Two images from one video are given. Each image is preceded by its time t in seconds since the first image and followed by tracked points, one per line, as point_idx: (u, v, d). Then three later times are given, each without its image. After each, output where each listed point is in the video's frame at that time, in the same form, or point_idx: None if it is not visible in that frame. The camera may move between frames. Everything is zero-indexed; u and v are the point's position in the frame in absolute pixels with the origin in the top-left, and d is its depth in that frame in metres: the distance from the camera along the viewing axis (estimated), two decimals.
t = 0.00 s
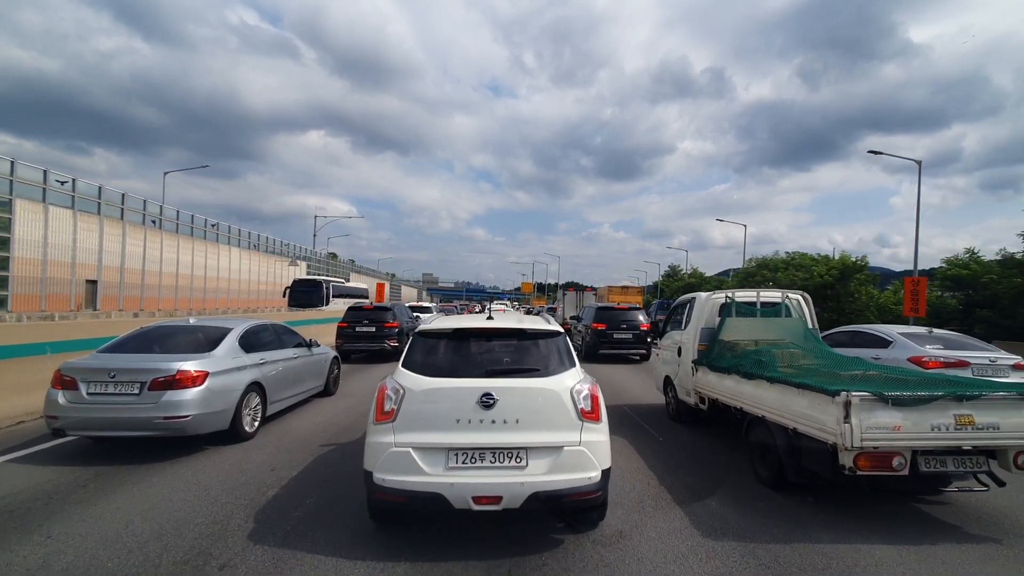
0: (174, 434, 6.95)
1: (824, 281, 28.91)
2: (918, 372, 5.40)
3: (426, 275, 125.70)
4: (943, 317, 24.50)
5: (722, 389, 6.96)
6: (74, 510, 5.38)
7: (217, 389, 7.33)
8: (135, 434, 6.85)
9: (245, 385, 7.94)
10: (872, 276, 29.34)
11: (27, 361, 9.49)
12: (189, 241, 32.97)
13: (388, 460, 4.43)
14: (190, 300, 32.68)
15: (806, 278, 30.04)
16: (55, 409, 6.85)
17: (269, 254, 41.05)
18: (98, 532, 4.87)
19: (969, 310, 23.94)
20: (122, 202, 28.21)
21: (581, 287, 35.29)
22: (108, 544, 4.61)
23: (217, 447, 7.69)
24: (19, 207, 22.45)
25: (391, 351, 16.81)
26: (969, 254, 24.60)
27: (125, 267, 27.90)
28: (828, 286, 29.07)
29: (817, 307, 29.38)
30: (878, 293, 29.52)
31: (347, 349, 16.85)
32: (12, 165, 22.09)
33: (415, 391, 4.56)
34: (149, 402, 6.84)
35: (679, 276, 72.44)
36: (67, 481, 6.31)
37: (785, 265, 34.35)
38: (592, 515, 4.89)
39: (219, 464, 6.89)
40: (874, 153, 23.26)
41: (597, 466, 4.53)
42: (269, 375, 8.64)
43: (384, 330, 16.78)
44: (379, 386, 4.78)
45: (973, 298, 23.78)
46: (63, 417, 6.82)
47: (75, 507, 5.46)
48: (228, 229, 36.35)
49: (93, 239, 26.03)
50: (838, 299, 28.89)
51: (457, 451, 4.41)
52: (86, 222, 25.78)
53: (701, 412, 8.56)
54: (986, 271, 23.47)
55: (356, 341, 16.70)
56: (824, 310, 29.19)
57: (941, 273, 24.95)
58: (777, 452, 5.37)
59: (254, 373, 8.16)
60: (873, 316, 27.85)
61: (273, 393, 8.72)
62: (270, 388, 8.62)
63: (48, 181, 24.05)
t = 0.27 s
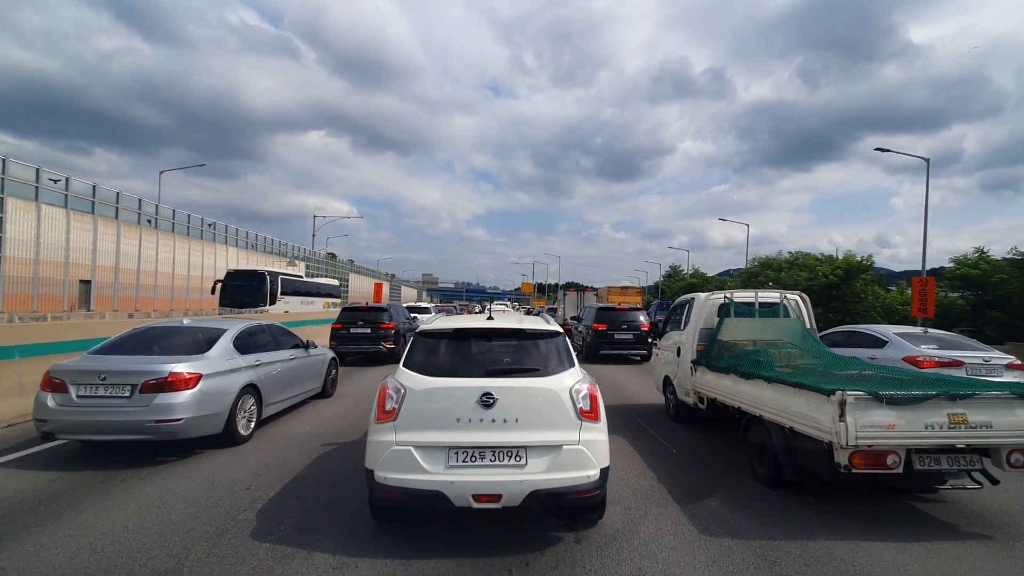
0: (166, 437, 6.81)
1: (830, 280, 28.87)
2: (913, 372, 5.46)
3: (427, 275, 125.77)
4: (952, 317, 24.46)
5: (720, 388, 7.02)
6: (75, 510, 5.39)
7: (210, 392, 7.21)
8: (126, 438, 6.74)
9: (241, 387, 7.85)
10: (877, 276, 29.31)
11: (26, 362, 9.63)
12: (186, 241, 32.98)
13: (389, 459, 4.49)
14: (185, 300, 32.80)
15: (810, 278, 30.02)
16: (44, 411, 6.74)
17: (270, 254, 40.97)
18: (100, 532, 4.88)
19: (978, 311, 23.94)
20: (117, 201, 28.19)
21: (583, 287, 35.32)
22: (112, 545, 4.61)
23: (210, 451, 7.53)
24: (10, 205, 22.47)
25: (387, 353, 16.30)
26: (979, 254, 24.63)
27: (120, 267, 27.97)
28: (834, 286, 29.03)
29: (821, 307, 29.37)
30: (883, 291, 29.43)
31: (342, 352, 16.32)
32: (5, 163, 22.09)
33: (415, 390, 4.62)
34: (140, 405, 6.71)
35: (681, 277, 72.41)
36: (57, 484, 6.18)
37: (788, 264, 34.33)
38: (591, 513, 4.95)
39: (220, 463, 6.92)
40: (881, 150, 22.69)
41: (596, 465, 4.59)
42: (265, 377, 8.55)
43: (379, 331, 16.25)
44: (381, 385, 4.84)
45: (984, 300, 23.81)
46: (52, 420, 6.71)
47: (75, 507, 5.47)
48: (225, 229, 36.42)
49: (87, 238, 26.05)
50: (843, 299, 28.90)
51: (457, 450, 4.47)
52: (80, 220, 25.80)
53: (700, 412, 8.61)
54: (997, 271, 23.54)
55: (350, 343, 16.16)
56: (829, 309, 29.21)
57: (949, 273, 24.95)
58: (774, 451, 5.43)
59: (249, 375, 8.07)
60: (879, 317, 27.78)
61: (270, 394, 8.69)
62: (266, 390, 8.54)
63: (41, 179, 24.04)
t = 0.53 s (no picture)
0: (154, 442, 6.58)
1: (834, 280, 28.76)
2: (908, 371, 5.52)
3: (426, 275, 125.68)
4: (963, 318, 24.52)
5: (718, 388, 7.09)
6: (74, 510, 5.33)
7: (201, 395, 6.97)
8: (113, 443, 6.49)
9: (234, 389, 7.61)
10: (880, 275, 29.22)
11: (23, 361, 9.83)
12: (182, 242, 32.41)
13: (390, 457, 4.55)
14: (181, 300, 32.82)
15: (813, 277, 29.92)
16: (28, 415, 6.50)
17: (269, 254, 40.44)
18: (96, 532, 4.84)
19: (988, 311, 24.12)
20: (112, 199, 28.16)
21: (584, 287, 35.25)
22: (114, 545, 4.57)
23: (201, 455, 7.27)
24: None
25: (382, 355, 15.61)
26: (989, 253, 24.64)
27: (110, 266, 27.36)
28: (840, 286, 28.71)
29: (826, 306, 29.22)
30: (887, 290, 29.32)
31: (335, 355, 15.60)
32: None
33: (416, 389, 4.68)
34: (127, 408, 6.48)
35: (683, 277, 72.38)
36: (41, 490, 5.92)
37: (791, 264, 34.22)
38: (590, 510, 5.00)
39: (217, 466, 6.81)
40: (892, 146, 22.52)
41: (594, 463, 4.65)
42: (259, 379, 8.30)
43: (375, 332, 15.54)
44: (382, 384, 4.89)
45: (995, 300, 23.85)
46: (36, 424, 6.46)
47: (72, 507, 5.40)
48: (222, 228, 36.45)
49: (79, 236, 26.04)
50: (848, 299, 28.81)
51: (457, 448, 4.53)
52: (74, 219, 25.76)
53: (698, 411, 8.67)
54: (1009, 269, 23.58)
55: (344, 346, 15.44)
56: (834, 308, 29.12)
57: (959, 272, 24.95)
58: (771, 449, 5.49)
59: (241, 377, 7.82)
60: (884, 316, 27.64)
61: (266, 396, 8.52)
62: (260, 392, 8.31)
63: (33, 177, 24.00)
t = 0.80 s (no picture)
0: (138, 448, 6.33)
1: (839, 280, 28.62)
2: (904, 371, 5.58)
3: (426, 275, 125.66)
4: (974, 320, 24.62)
5: (717, 387, 7.14)
6: (71, 513, 5.27)
7: (187, 399, 6.71)
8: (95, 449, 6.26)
9: (223, 392, 7.35)
10: (886, 276, 29.11)
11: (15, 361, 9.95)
12: (206, 246, 31.41)
13: (391, 454, 4.60)
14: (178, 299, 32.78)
15: (818, 277, 29.79)
16: (7, 420, 6.29)
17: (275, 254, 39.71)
18: (93, 534, 4.78)
19: (999, 311, 24.23)
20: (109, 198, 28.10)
21: (585, 288, 35.17)
22: (113, 545, 4.55)
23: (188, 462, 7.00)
24: None
25: (377, 357, 15.41)
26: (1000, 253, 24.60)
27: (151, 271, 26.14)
28: (843, 286, 28.85)
29: (831, 307, 29.05)
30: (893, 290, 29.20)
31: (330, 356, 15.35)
32: None
33: (417, 388, 4.74)
34: (110, 413, 6.24)
35: (684, 277, 72.34)
36: (19, 498, 5.66)
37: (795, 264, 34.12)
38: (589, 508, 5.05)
39: (207, 472, 6.58)
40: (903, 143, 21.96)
41: (593, 461, 4.70)
42: (250, 382, 8.04)
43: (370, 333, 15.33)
44: (383, 382, 4.95)
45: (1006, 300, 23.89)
46: (16, 429, 6.25)
47: (72, 508, 5.39)
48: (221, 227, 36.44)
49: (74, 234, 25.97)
50: (853, 300, 28.72)
51: (458, 446, 4.58)
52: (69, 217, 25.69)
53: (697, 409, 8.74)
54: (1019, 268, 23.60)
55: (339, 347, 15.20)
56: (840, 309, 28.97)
57: (968, 272, 24.97)
58: (768, 447, 5.55)
59: (231, 380, 7.57)
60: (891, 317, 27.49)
61: (258, 399, 8.26)
62: (251, 395, 8.04)
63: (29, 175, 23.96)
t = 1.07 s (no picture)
0: (118, 457, 5.85)
1: (845, 280, 28.46)
2: (900, 370, 5.64)
3: (426, 275, 125.59)
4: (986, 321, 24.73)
5: (715, 385, 7.20)
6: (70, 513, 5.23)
7: (170, 404, 6.25)
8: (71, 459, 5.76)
9: (210, 397, 6.89)
10: (891, 275, 28.95)
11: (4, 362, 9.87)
12: (203, 246, 30.78)
13: (392, 452, 4.67)
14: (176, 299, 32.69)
15: (823, 277, 29.67)
16: None
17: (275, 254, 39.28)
18: (100, 531, 4.81)
19: (1010, 309, 24.29)
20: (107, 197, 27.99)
21: (586, 288, 35.10)
22: (120, 543, 4.59)
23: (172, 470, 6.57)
24: None
25: (372, 358, 14.73)
26: (1009, 253, 24.60)
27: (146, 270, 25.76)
28: (850, 285, 28.51)
29: (836, 306, 28.91)
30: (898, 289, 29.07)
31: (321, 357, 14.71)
32: None
33: (418, 387, 4.80)
34: (87, 419, 5.75)
35: (686, 277, 72.35)
36: None
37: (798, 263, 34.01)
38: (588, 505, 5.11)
39: (195, 480, 6.20)
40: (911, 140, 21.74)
41: (592, 459, 4.75)
42: (239, 385, 7.58)
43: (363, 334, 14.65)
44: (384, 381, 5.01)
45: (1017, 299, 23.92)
46: None
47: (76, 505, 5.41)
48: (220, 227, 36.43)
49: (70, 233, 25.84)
50: (859, 299, 28.36)
51: (459, 443, 4.64)
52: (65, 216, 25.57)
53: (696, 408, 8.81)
54: None
55: (330, 348, 14.53)
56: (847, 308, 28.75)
57: (977, 272, 25.00)
58: (765, 445, 5.61)
59: (219, 384, 7.11)
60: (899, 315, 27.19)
61: (248, 403, 7.83)
62: (240, 399, 7.57)
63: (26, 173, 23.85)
